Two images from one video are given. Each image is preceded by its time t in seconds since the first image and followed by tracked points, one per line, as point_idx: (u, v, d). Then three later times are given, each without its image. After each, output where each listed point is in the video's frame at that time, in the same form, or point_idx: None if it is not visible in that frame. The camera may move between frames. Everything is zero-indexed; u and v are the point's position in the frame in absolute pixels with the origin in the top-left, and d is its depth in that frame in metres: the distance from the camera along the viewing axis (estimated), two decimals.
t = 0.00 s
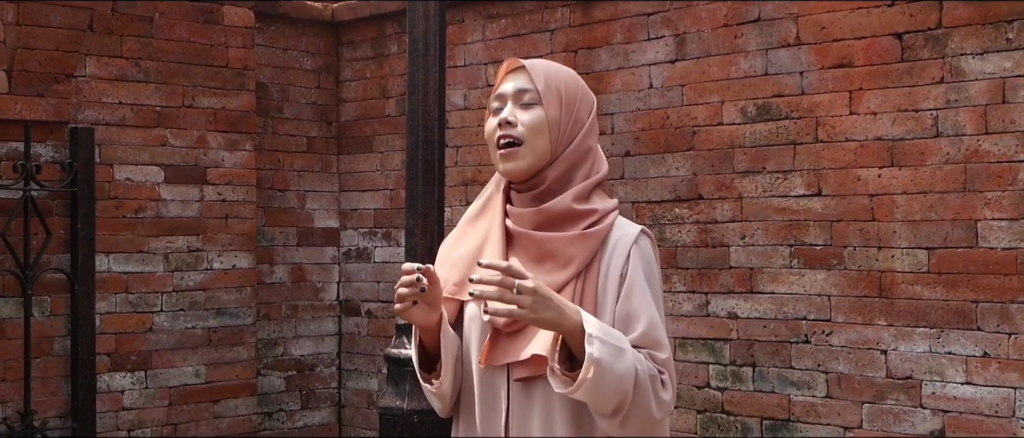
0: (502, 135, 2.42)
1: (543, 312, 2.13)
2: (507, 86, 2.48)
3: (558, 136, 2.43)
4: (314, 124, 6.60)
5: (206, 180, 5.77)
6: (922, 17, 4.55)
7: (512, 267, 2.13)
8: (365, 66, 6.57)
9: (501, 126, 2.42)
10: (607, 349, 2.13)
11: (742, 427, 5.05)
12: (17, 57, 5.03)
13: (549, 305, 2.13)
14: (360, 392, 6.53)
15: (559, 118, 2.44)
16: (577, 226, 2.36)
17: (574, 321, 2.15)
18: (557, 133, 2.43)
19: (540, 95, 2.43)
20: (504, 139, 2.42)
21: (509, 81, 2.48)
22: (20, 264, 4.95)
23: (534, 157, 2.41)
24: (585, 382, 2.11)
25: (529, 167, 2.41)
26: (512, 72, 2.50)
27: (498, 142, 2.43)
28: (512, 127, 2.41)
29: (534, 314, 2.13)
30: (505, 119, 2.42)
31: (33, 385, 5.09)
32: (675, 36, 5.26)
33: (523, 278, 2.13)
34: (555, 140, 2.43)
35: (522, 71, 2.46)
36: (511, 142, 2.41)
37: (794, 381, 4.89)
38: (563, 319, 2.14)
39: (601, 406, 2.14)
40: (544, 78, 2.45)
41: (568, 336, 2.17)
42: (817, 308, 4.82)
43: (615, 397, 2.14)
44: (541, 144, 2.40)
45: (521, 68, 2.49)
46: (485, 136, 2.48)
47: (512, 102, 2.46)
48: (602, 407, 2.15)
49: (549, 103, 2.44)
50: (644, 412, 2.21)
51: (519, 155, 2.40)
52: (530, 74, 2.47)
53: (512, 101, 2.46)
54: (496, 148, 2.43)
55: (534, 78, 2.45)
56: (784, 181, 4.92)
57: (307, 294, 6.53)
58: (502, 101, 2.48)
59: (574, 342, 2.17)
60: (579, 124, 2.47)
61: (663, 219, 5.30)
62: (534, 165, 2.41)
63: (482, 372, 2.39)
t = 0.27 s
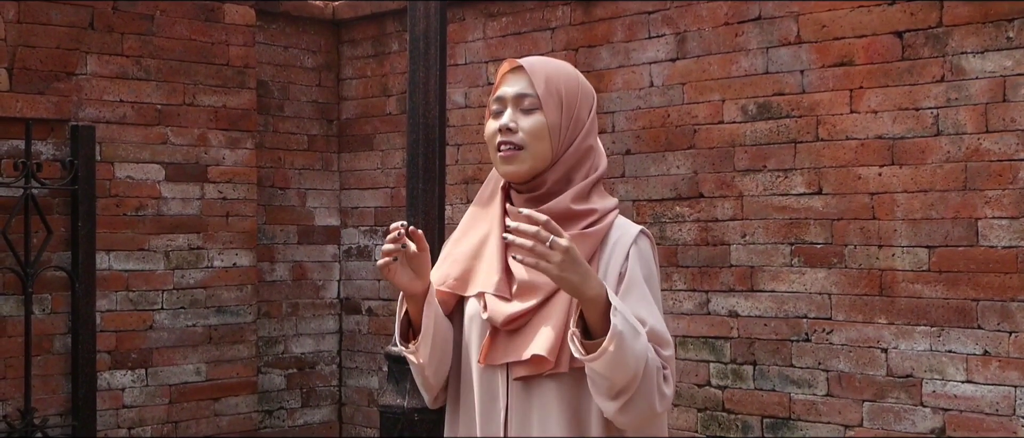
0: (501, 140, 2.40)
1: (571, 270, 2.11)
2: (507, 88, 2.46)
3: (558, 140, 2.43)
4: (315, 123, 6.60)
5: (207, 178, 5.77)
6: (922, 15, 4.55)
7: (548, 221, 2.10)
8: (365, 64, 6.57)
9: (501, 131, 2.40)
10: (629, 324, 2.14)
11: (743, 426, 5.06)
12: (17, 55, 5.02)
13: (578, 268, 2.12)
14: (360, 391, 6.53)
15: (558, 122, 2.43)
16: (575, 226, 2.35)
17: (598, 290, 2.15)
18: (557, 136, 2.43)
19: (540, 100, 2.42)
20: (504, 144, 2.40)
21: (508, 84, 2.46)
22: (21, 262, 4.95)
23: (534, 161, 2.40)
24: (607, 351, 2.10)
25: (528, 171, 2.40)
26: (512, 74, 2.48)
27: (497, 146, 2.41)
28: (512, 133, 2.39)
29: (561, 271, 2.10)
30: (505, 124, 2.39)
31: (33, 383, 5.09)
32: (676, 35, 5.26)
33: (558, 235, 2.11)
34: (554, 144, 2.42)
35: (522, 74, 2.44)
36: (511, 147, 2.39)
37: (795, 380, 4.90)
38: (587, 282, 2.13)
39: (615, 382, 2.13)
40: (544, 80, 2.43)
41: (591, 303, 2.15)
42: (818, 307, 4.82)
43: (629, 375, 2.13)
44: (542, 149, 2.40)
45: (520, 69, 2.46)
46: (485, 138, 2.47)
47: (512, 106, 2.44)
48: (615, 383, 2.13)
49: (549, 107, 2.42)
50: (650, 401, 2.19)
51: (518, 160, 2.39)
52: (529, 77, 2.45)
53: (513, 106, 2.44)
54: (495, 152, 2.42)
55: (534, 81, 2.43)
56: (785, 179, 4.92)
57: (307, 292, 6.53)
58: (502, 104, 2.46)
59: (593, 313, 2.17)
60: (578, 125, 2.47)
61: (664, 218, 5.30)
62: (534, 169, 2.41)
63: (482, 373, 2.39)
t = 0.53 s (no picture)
0: (510, 151, 2.38)
1: (592, 243, 2.12)
2: (509, 95, 2.41)
3: (563, 147, 2.42)
4: (315, 123, 6.60)
5: (206, 178, 5.77)
6: (922, 16, 4.55)
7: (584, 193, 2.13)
8: (365, 65, 6.57)
9: (509, 142, 2.37)
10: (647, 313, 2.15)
11: (742, 427, 5.06)
12: (18, 55, 5.01)
13: (601, 244, 2.12)
14: (359, 392, 6.53)
15: (564, 129, 2.42)
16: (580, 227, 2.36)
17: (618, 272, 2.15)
18: (563, 143, 2.42)
19: (545, 107, 2.39)
20: (511, 154, 2.38)
21: (510, 91, 2.41)
22: (20, 262, 4.95)
23: (542, 171, 2.39)
24: (625, 332, 2.10)
25: (536, 181, 2.40)
26: (513, 78, 2.43)
27: (504, 156, 2.39)
28: (520, 144, 2.37)
29: (580, 238, 2.11)
30: (513, 135, 2.36)
31: (33, 383, 5.09)
32: (676, 36, 5.26)
33: (589, 208, 2.13)
34: (560, 151, 2.42)
35: (525, 82, 2.40)
36: (519, 157, 2.38)
37: (794, 381, 4.90)
38: (605, 260, 2.13)
39: (628, 362, 2.11)
40: (547, 86, 2.40)
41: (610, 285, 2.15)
42: (817, 308, 4.82)
43: (641, 358, 2.12)
44: (549, 158, 2.39)
45: (521, 74, 2.42)
46: (487, 145, 2.44)
47: (517, 114, 2.40)
48: (627, 364, 2.11)
49: (554, 114, 2.40)
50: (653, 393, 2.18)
51: (527, 170, 2.38)
52: (532, 83, 2.41)
53: (517, 114, 2.40)
54: (502, 161, 2.40)
55: (538, 88, 2.39)
56: (784, 180, 4.92)
57: (307, 293, 6.53)
58: (505, 111, 2.42)
59: (608, 294, 2.16)
60: (577, 125, 2.47)
61: (663, 219, 5.30)
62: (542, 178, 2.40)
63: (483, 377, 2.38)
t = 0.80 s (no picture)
0: (515, 162, 2.36)
1: (596, 234, 2.11)
2: (512, 105, 2.38)
3: (565, 154, 2.42)
4: (314, 127, 6.60)
5: (205, 182, 5.77)
6: (921, 21, 4.56)
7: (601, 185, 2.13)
8: (365, 70, 6.57)
9: (514, 153, 2.35)
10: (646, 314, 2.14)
11: (741, 432, 5.06)
12: (17, 59, 5.03)
13: (606, 236, 2.11)
14: (358, 396, 6.52)
15: (566, 136, 2.41)
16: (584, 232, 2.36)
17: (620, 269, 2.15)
18: (565, 150, 2.41)
19: (548, 116, 2.37)
20: (517, 165, 2.36)
21: (510, 101, 2.38)
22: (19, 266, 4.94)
23: (547, 179, 2.38)
24: (623, 328, 2.10)
25: (541, 189, 2.39)
26: (511, 87, 2.39)
27: (509, 166, 2.37)
28: (525, 155, 2.36)
29: (585, 226, 2.11)
30: (519, 147, 2.34)
31: (31, 388, 5.08)
32: (675, 40, 5.26)
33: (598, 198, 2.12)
34: (562, 158, 2.41)
35: (527, 91, 2.37)
36: (524, 168, 2.36)
37: (794, 386, 4.90)
38: (606, 254, 2.12)
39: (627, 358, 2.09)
40: (547, 94, 2.38)
41: (611, 281, 2.13)
42: (816, 313, 4.82)
43: (638, 356, 2.10)
44: (554, 166, 2.39)
45: (520, 82, 2.39)
46: (489, 155, 2.40)
47: (519, 123, 2.37)
48: (625, 359, 2.09)
49: (556, 122, 2.39)
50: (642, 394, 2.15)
51: (533, 180, 2.37)
52: (533, 91, 2.38)
53: (520, 123, 2.37)
54: (507, 172, 2.38)
55: (540, 97, 2.37)
56: (784, 185, 4.93)
57: (306, 297, 6.53)
58: (507, 121, 2.39)
59: (609, 290, 2.15)
60: (575, 130, 2.47)
61: (663, 223, 5.30)
62: (546, 187, 2.40)
63: (487, 384, 2.37)
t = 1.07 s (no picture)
0: (514, 173, 2.30)
1: (583, 249, 2.09)
2: (504, 116, 2.32)
3: (564, 159, 2.36)
4: (314, 133, 6.61)
5: (205, 188, 5.77)
6: (920, 27, 4.56)
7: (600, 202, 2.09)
8: (364, 76, 6.58)
9: (512, 164, 2.30)
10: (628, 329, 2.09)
11: None
12: (16, 65, 5.03)
13: (592, 252, 2.08)
14: (358, 402, 6.52)
15: (562, 141, 2.34)
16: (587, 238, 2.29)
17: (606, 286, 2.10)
18: (563, 155, 2.35)
19: (542, 123, 2.31)
20: (516, 176, 2.30)
21: (502, 112, 2.33)
22: (18, 272, 4.94)
23: (548, 186, 2.32)
24: (601, 345, 2.06)
25: (542, 197, 2.33)
26: (502, 98, 2.34)
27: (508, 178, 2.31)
28: (523, 165, 2.30)
29: (574, 240, 2.09)
30: (516, 158, 2.29)
31: (30, 394, 5.07)
32: (674, 47, 5.27)
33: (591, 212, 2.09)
34: (561, 164, 2.35)
35: (517, 100, 2.31)
36: (523, 178, 2.30)
37: (793, 392, 4.89)
38: (586, 270, 2.09)
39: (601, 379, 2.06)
40: (539, 100, 2.32)
41: (593, 298, 2.10)
42: (816, 319, 4.82)
43: (614, 377, 2.06)
44: (554, 172, 2.32)
45: (510, 92, 2.33)
46: (487, 168, 2.35)
47: (513, 134, 2.32)
48: (601, 380, 2.06)
49: (550, 128, 2.32)
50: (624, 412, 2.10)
51: (534, 189, 2.31)
52: (524, 101, 2.32)
53: (514, 134, 2.31)
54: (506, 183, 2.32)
55: (531, 106, 2.31)
56: (783, 191, 4.93)
57: (305, 303, 6.52)
58: (501, 132, 2.34)
59: (593, 307, 2.11)
60: (571, 133, 2.40)
61: (662, 229, 5.31)
62: (547, 194, 2.34)
63: (490, 390, 2.31)
